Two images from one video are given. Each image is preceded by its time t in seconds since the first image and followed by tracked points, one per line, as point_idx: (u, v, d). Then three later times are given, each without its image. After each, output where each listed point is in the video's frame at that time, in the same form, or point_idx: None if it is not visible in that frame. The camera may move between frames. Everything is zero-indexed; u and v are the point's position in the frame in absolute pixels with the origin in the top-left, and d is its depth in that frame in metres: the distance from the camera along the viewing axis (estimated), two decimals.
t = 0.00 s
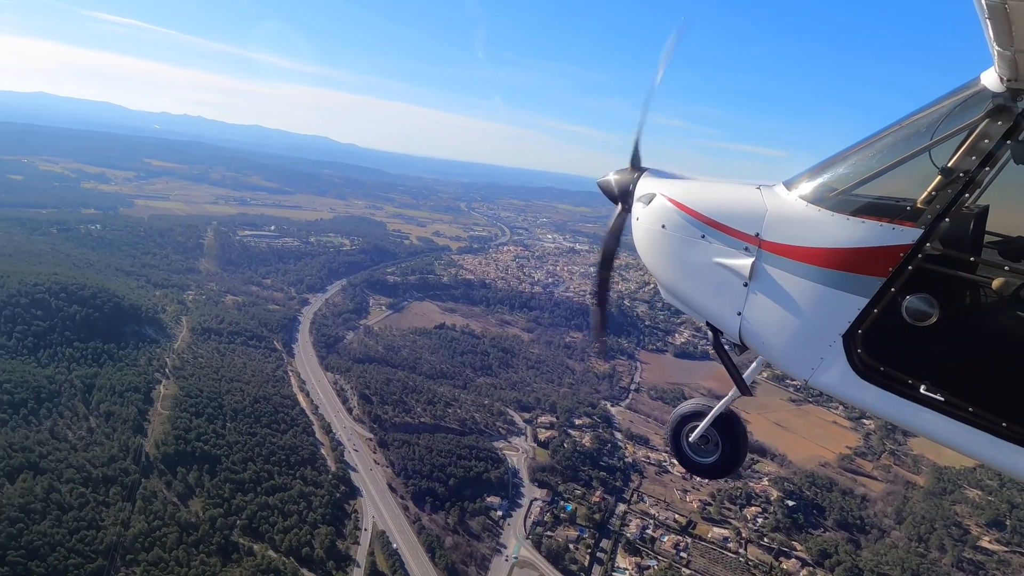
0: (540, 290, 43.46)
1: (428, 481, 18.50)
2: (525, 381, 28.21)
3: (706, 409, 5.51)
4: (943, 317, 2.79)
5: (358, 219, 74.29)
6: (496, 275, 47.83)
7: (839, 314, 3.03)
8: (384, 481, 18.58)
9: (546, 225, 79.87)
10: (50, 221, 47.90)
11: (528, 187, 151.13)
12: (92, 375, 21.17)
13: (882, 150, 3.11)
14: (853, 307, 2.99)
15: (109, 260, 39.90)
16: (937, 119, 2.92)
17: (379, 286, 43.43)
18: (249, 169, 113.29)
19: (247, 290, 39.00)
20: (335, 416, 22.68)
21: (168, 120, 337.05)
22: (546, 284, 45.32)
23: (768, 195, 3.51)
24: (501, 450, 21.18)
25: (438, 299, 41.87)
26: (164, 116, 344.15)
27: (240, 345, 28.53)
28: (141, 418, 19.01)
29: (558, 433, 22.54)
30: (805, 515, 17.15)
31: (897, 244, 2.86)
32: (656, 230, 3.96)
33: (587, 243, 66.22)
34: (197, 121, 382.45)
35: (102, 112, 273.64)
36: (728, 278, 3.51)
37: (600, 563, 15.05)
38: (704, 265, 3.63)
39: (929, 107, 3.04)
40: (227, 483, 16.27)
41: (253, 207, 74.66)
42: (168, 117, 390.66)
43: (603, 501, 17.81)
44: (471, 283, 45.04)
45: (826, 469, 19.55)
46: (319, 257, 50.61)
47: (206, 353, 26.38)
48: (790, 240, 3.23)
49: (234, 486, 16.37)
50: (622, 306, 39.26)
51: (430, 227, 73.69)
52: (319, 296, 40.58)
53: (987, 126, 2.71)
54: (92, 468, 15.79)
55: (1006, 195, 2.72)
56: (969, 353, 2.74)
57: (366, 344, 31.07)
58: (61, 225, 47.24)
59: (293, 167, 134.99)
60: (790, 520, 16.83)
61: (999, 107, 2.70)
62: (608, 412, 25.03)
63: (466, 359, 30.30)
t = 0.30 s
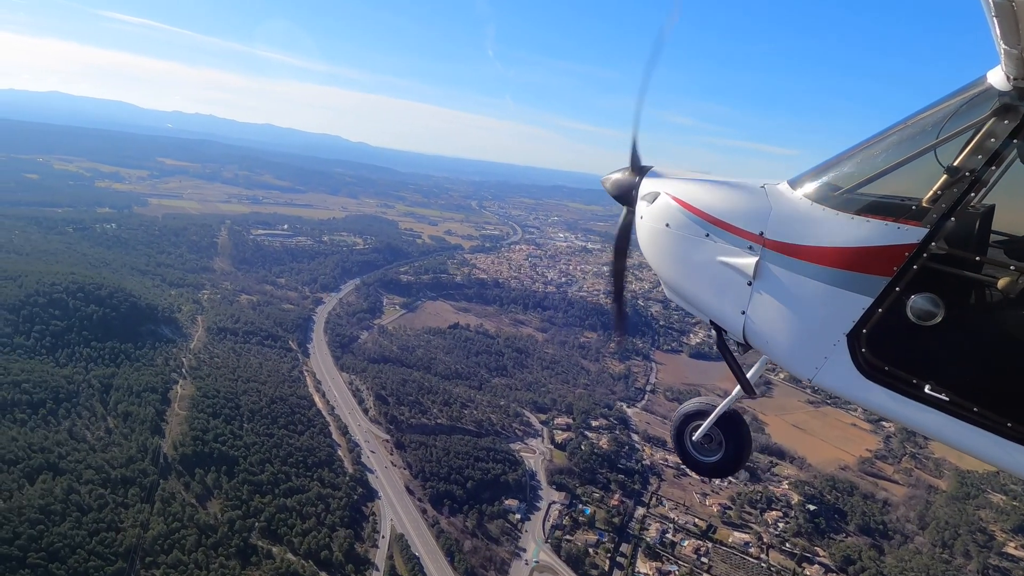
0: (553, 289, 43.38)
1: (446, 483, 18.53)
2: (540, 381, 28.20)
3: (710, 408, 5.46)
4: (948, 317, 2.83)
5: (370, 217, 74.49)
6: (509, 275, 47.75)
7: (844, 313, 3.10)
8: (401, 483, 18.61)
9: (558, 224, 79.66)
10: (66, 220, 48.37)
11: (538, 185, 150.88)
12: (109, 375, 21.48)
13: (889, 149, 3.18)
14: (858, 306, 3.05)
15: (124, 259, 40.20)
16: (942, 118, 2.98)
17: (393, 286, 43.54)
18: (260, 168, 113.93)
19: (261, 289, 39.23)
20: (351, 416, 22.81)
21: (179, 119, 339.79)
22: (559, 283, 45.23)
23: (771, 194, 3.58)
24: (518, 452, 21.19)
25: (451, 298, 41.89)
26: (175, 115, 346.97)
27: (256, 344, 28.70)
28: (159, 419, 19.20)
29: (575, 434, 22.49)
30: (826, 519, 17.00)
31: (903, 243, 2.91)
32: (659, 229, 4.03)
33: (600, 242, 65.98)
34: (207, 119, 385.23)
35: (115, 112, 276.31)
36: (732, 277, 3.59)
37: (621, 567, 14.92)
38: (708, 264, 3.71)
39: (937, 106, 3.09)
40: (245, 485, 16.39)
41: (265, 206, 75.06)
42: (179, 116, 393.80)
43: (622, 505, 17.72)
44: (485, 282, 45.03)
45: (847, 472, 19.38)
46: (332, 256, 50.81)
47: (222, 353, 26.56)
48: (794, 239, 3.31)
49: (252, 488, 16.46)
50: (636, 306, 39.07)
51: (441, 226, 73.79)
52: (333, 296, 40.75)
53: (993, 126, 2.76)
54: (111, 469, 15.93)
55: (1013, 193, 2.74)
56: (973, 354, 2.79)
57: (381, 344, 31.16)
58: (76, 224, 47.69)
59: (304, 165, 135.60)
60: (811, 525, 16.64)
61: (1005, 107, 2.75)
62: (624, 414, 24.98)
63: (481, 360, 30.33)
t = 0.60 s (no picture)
0: (567, 289, 43.27)
1: (464, 486, 18.51)
2: (556, 382, 28.15)
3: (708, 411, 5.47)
4: (947, 323, 2.84)
5: (383, 217, 74.69)
6: (523, 275, 47.65)
7: (843, 317, 3.12)
8: (420, 486, 18.63)
9: (570, 223, 79.49)
10: (83, 220, 48.90)
11: (549, 184, 150.57)
12: (128, 375, 21.81)
13: (887, 155, 3.16)
14: (856, 310, 3.07)
15: (140, 258, 40.57)
16: (944, 124, 2.95)
17: (407, 285, 43.65)
18: (273, 167, 114.60)
19: (276, 289, 39.46)
20: (368, 418, 22.89)
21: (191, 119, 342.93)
22: (574, 283, 45.11)
23: (771, 198, 3.63)
24: (535, 454, 21.17)
25: (466, 298, 41.90)
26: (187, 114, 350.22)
27: (272, 344, 28.88)
28: (177, 420, 19.40)
29: (593, 436, 22.36)
30: (849, 525, 16.75)
31: (903, 249, 2.92)
32: (660, 232, 4.10)
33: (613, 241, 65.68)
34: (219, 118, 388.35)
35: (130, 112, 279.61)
36: (732, 281, 3.63)
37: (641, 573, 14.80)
38: (707, 267, 3.76)
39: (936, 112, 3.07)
40: (264, 487, 16.46)
41: (279, 205, 75.49)
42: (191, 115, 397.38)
43: (642, 509, 17.55)
44: (499, 282, 45.01)
45: (868, 476, 19.09)
46: (346, 255, 51.01)
47: (239, 353, 26.73)
48: (793, 244, 3.33)
49: (271, 490, 16.52)
50: (651, 306, 38.86)
51: (454, 225, 73.84)
52: (347, 295, 40.92)
53: (994, 131, 2.74)
54: (131, 470, 16.08)
55: (1014, 200, 2.71)
56: (971, 360, 2.81)
57: (396, 344, 31.23)
58: (93, 224, 48.24)
59: (316, 164, 136.25)
60: (835, 531, 16.43)
61: (1006, 114, 2.73)
62: (642, 416, 24.85)
63: (496, 360, 30.32)
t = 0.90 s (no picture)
0: (582, 289, 43.14)
1: (482, 488, 18.48)
2: (572, 383, 28.10)
3: (703, 409, 5.58)
4: (943, 323, 2.81)
5: (396, 216, 74.85)
6: (537, 274, 47.57)
7: (838, 317, 3.09)
8: (438, 489, 18.65)
9: (584, 222, 79.18)
10: (99, 218, 49.40)
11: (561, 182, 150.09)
12: (146, 375, 22.07)
13: (883, 155, 3.18)
14: (852, 309, 3.04)
15: (157, 257, 40.98)
16: (939, 125, 2.96)
17: (421, 285, 43.73)
18: (287, 165, 115.24)
19: (292, 288, 39.70)
20: (385, 419, 22.94)
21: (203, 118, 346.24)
22: (588, 283, 44.96)
23: (768, 197, 3.62)
24: (553, 457, 21.10)
25: (480, 297, 41.89)
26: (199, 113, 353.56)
27: (289, 344, 29.04)
28: (194, 420, 19.60)
29: (611, 438, 22.20)
30: (873, 532, 16.51)
31: (897, 249, 2.89)
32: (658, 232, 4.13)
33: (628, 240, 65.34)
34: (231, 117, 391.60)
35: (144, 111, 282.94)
36: (728, 279, 3.62)
37: None
38: (703, 266, 3.76)
39: (932, 114, 3.09)
40: (282, 489, 16.49)
41: (292, 203, 75.87)
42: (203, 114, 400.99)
43: (662, 513, 17.40)
44: (513, 282, 44.97)
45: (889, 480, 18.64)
46: (360, 254, 51.20)
47: (256, 353, 26.91)
48: (789, 243, 3.32)
49: (290, 492, 16.55)
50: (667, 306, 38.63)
51: (467, 224, 73.85)
52: (362, 294, 41.05)
53: (990, 133, 2.73)
54: (149, 471, 16.26)
55: (1010, 201, 2.70)
56: (968, 360, 2.78)
57: (411, 344, 31.30)
58: (110, 223, 48.79)
59: (329, 163, 136.84)
60: (859, 537, 16.27)
61: (1002, 115, 2.71)
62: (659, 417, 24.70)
63: (511, 361, 30.31)
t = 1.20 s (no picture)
0: (596, 288, 42.99)
1: (501, 492, 18.47)
2: (588, 385, 28.06)
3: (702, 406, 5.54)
4: (938, 319, 2.83)
5: (409, 214, 75.00)
6: (551, 274, 47.49)
7: (836, 314, 3.09)
8: (457, 492, 18.69)
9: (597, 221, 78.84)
10: (115, 217, 49.87)
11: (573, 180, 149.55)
12: (163, 375, 22.30)
13: (880, 152, 3.17)
14: (849, 306, 3.05)
15: (173, 256, 41.38)
16: (937, 122, 2.96)
17: (435, 284, 43.79)
18: (299, 164, 115.79)
19: (306, 287, 39.89)
20: (403, 421, 22.98)
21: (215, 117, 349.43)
22: (603, 283, 44.78)
23: (767, 194, 3.61)
24: (572, 459, 20.99)
25: (494, 297, 41.88)
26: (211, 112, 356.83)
27: (305, 344, 29.20)
28: (212, 421, 19.76)
29: (629, 441, 22.10)
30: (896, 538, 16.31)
31: (894, 245, 2.90)
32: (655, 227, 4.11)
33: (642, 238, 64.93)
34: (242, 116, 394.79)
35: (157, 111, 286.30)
36: (726, 277, 3.61)
37: None
38: (702, 263, 3.76)
39: (929, 110, 3.08)
40: (301, 491, 16.59)
41: (305, 202, 76.24)
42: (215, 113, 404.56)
43: (682, 518, 17.33)
44: (527, 281, 44.91)
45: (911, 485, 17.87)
46: (374, 253, 51.40)
47: (272, 353, 27.08)
48: (786, 240, 3.32)
49: (308, 494, 16.63)
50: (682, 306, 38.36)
51: (480, 223, 73.82)
52: (376, 294, 41.20)
53: (986, 130, 2.74)
54: (168, 472, 16.45)
55: (1005, 198, 2.73)
56: (966, 356, 2.78)
57: (426, 344, 31.37)
58: (126, 221, 49.26)
59: (341, 162, 137.42)
60: (883, 542, 15.99)
61: (1000, 111, 2.72)
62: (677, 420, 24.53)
63: (527, 361, 30.30)
